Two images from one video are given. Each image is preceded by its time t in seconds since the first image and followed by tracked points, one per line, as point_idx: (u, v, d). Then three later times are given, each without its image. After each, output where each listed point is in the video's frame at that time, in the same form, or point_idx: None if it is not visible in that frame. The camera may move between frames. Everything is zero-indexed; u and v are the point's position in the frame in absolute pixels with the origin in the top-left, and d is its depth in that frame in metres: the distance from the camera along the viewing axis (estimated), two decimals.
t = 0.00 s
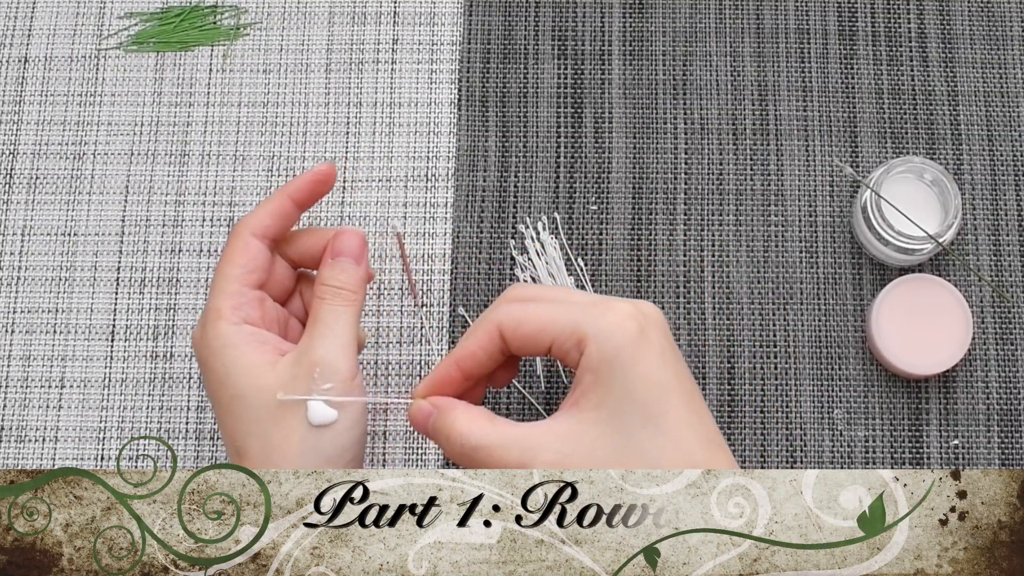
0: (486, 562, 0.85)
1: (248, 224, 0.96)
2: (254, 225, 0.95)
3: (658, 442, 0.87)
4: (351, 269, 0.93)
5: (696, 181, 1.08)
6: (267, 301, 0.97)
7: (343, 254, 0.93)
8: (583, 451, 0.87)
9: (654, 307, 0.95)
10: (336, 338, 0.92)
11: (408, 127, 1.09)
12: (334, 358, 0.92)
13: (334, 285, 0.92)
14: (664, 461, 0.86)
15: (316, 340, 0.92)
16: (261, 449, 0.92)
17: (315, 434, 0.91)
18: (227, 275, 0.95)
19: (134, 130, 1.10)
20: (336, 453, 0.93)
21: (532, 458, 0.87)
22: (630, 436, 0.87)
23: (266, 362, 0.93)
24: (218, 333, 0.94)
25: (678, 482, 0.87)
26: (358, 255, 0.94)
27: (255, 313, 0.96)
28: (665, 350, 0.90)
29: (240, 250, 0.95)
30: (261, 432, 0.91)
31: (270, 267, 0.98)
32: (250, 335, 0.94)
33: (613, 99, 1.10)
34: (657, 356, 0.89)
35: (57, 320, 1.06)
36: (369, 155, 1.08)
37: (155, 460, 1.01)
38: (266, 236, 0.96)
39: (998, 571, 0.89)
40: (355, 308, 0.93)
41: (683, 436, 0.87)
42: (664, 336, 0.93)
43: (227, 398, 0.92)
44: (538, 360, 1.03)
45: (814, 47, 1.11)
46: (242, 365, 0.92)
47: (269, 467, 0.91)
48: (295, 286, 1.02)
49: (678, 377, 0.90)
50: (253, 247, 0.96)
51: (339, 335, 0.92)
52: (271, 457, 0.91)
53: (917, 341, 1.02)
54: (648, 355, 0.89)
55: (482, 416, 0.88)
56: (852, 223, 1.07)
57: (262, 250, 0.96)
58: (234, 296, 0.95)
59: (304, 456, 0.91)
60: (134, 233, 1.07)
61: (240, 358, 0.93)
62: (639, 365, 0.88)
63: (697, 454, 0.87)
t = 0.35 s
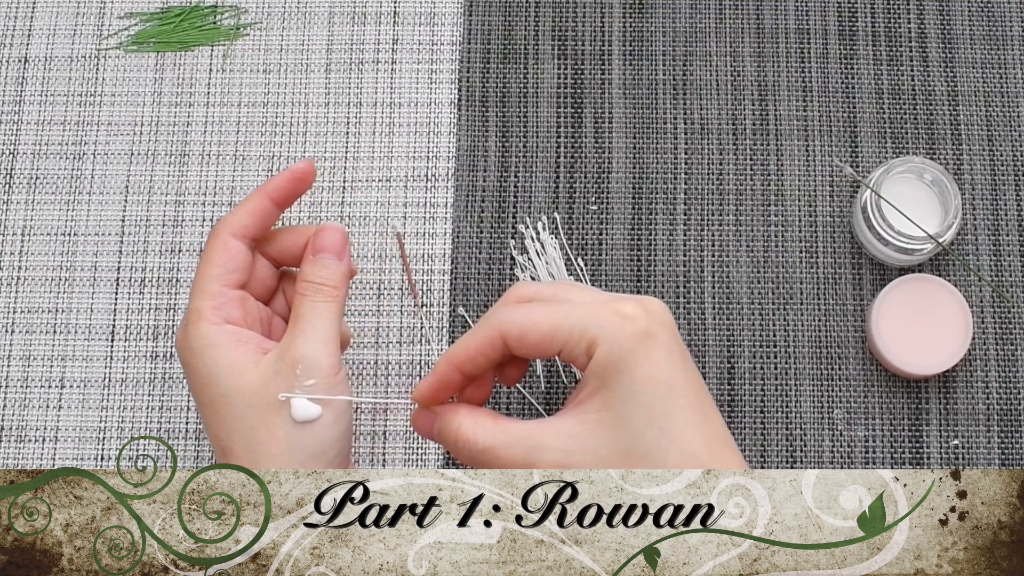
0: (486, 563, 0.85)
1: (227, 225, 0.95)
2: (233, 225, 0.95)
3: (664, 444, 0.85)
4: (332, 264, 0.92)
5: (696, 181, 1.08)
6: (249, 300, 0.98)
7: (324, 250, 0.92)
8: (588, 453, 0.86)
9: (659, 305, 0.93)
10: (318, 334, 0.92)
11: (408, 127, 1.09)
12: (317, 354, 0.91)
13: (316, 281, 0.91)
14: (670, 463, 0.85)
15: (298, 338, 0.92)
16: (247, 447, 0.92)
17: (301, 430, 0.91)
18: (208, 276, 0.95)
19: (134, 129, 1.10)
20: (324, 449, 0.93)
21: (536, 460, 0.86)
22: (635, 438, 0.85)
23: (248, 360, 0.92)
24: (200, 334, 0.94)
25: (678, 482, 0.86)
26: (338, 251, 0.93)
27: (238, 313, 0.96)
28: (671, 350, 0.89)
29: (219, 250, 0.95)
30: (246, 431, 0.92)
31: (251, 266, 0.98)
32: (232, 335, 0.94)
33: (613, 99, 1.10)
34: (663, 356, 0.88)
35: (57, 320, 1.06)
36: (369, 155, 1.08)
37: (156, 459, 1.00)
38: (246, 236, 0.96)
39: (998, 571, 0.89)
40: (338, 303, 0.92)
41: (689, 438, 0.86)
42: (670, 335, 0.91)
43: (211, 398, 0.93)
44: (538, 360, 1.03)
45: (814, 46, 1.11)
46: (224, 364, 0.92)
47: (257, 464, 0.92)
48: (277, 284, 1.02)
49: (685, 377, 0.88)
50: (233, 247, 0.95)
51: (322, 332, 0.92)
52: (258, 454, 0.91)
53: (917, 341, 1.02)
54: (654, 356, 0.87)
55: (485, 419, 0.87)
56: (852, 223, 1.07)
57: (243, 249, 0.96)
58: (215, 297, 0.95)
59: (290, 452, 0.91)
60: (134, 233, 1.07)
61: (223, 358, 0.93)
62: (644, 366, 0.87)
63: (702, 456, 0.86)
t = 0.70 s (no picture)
0: (486, 562, 0.85)
1: (225, 225, 0.95)
2: (231, 226, 0.95)
3: (669, 440, 0.84)
4: (332, 264, 0.92)
5: (696, 181, 1.08)
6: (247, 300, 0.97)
7: (323, 250, 0.92)
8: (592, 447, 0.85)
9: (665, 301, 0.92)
10: (318, 335, 0.91)
11: (408, 126, 1.09)
12: (317, 355, 0.91)
13: (315, 282, 0.91)
14: (674, 460, 0.84)
15: (299, 338, 0.91)
16: (248, 447, 0.92)
17: (302, 430, 0.91)
18: (206, 277, 0.95)
19: (134, 129, 1.10)
20: (326, 449, 0.93)
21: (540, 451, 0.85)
22: (640, 433, 0.84)
23: (248, 361, 0.92)
24: (199, 335, 0.94)
25: (679, 482, 0.86)
26: (338, 250, 0.92)
27: (236, 313, 0.96)
28: (675, 346, 0.88)
29: (217, 251, 0.95)
30: (248, 433, 0.91)
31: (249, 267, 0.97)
32: (231, 335, 0.94)
33: (613, 99, 1.10)
34: (668, 354, 0.87)
35: (57, 320, 1.06)
36: (369, 155, 1.08)
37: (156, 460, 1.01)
38: (244, 236, 0.96)
39: (998, 571, 0.89)
40: (338, 303, 0.92)
41: (694, 434, 0.85)
42: (676, 332, 0.90)
43: (211, 399, 0.92)
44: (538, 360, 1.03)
45: (814, 46, 1.11)
46: (223, 365, 0.92)
47: (258, 465, 0.92)
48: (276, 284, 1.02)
49: (689, 373, 0.87)
50: (231, 247, 0.95)
51: (322, 333, 0.91)
52: (259, 455, 0.91)
53: (918, 341, 1.02)
54: (658, 351, 0.86)
55: (492, 410, 0.86)
56: (852, 223, 1.07)
57: (241, 250, 0.96)
58: (213, 297, 0.95)
59: (291, 453, 0.91)
60: (134, 233, 1.07)
61: (222, 359, 0.93)
62: (648, 361, 0.86)
63: (706, 454, 0.85)
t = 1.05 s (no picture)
0: (486, 562, 0.85)
1: (228, 225, 0.94)
2: (236, 225, 0.94)
3: (665, 442, 0.85)
4: (336, 265, 0.92)
5: (696, 181, 1.08)
6: (250, 300, 0.97)
7: (328, 251, 0.92)
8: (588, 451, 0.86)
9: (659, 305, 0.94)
10: (324, 336, 0.92)
11: (408, 126, 1.09)
12: (321, 355, 0.91)
13: (320, 283, 0.91)
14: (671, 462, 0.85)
15: (302, 338, 0.91)
16: (251, 448, 0.92)
17: (305, 431, 0.91)
18: (209, 276, 0.95)
19: (134, 130, 1.10)
20: (328, 449, 0.93)
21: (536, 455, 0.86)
22: (635, 437, 0.85)
23: (252, 362, 0.92)
24: (202, 334, 0.94)
25: (679, 482, 0.86)
26: (342, 251, 0.93)
27: (239, 313, 0.96)
28: (670, 349, 0.89)
29: (220, 250, 0.95)
30: (251, 433, 0.91)
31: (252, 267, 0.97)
32: (235, 335, 0.94)
33: (613, 99, 1.10)
34: (663, 355, 0.88)
35: (57, 320, 1.06)
36: (369, 155, 1.08)
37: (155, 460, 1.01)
38: (247, 235, 0.96)
39: (998, 571, 0.89)
40: (341, 304, 0.92)
41: (689, 436, 0.86)
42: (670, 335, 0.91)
43: (214, 399, 0.92)
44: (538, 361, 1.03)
45: (814, 46, 1.11)
46: (227, 365, 0.92)
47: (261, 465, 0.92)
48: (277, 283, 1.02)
49: (684, 376, 0.89)
50: (236, 247, 0.95)
51: (327, 333, 0.92)
52: (262, 456, 0.91)
53: (918, 341, 1.02)
54: (654, 354, 0.88)
55: (489, 414, 0.86)
56: (852, 223, 1.07)
57: (245, 250, 0.96)
58: (217, 296, 0.95)
59: (295, 454, 0.91)
60: (134, 233, 1.07)
61: (226, 359, 0.93)
62: (644, 365, 0.87)
63: (702, 455, 0.86)
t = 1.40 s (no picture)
0: (486, 562, 0.91)
1: (220, 223, 0.94)
2: (229, 224, 0.94)
3: (667, 444, 0.84)
4: (329, 262, 0.91)
5: (696, 181, 1.08)
6: (243, 299, 0.96)
7: (321, 248, 0.91)
8: (590, 452, 0.84)
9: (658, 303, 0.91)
10: (318, 332, 0.90)
11: (408, 126, 1.09)
12: (315, 353, 0.90)
13: (314, 280, 0.90)
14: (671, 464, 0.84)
15: (296, 335, 0.90)
16: (245, 445, 0.90)
17: (299, 428, 0.90)
18: (203, 274, 0.94)
19: (134, 130, 1.10)
20: (323, 447, 0.92)
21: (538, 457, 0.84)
22: (637, 439, 0.84)
23: (245, 359, 0.91)
24: (196, 332, 0.92)
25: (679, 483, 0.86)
26: (335, 248, 0.92)
27: (232, 311, 0.94)
28: (669, 348, 0.87)
29: (213, 248, 0.94)
30: (246, 431, 0.90)
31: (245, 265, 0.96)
32: (229, 332, 0.92)
33: (613, 99, 1.10)
34: (662, 355, 0.86)
35: (57, 320, 1.06)
36: (369, 155, 1.08)
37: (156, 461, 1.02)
38: (239, 233, 0.95)
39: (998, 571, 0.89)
40: (335, 301, 0.91)
41: (691, 436, 0.84)
42: (670, 334, 0.89)
43: (208, 397, 0.91)
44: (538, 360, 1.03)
45: (814, 46, 1.11)
46: (220, 362, 0.91)
47: (256, 462, 0.90)
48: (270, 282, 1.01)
49: (685, 375, 0.87)
50: (228, 246, 0.94)
51: (321, 329, 0.91)
52: (256, 452, 0.90)
53: (918, 341, 1.02)
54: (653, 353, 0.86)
55: (489, 415, 0.85)
56: (852, 223, 1.07)
57: (237, 248, 0.95)
58: (210, 294, 0.93)
59: (289, 450, 0.90)
60: (134, 233, 1.07)
61: (218, 356, 0.91)
62: (643, 365, 0.85)
63: (703, 455, 0.85)
